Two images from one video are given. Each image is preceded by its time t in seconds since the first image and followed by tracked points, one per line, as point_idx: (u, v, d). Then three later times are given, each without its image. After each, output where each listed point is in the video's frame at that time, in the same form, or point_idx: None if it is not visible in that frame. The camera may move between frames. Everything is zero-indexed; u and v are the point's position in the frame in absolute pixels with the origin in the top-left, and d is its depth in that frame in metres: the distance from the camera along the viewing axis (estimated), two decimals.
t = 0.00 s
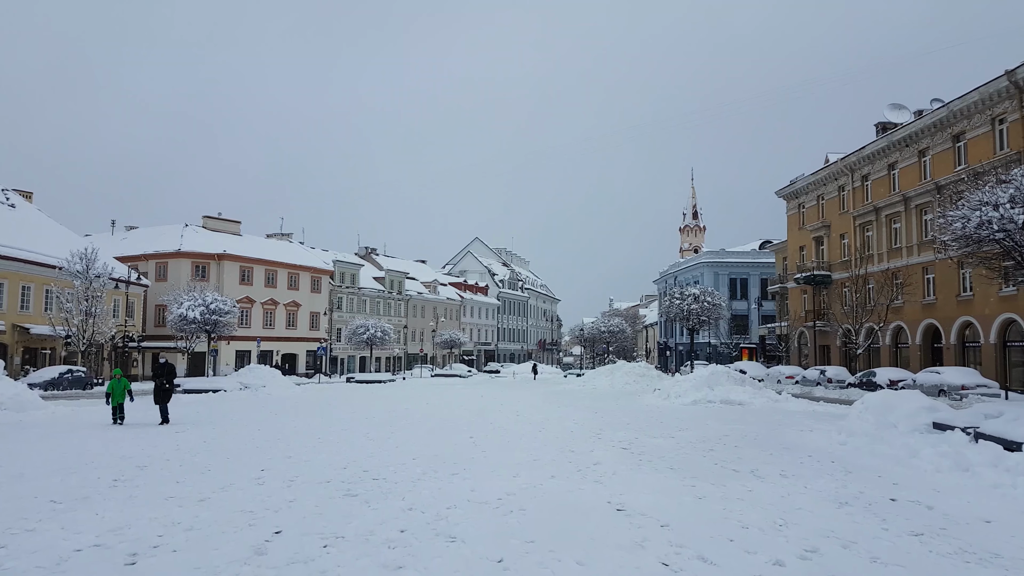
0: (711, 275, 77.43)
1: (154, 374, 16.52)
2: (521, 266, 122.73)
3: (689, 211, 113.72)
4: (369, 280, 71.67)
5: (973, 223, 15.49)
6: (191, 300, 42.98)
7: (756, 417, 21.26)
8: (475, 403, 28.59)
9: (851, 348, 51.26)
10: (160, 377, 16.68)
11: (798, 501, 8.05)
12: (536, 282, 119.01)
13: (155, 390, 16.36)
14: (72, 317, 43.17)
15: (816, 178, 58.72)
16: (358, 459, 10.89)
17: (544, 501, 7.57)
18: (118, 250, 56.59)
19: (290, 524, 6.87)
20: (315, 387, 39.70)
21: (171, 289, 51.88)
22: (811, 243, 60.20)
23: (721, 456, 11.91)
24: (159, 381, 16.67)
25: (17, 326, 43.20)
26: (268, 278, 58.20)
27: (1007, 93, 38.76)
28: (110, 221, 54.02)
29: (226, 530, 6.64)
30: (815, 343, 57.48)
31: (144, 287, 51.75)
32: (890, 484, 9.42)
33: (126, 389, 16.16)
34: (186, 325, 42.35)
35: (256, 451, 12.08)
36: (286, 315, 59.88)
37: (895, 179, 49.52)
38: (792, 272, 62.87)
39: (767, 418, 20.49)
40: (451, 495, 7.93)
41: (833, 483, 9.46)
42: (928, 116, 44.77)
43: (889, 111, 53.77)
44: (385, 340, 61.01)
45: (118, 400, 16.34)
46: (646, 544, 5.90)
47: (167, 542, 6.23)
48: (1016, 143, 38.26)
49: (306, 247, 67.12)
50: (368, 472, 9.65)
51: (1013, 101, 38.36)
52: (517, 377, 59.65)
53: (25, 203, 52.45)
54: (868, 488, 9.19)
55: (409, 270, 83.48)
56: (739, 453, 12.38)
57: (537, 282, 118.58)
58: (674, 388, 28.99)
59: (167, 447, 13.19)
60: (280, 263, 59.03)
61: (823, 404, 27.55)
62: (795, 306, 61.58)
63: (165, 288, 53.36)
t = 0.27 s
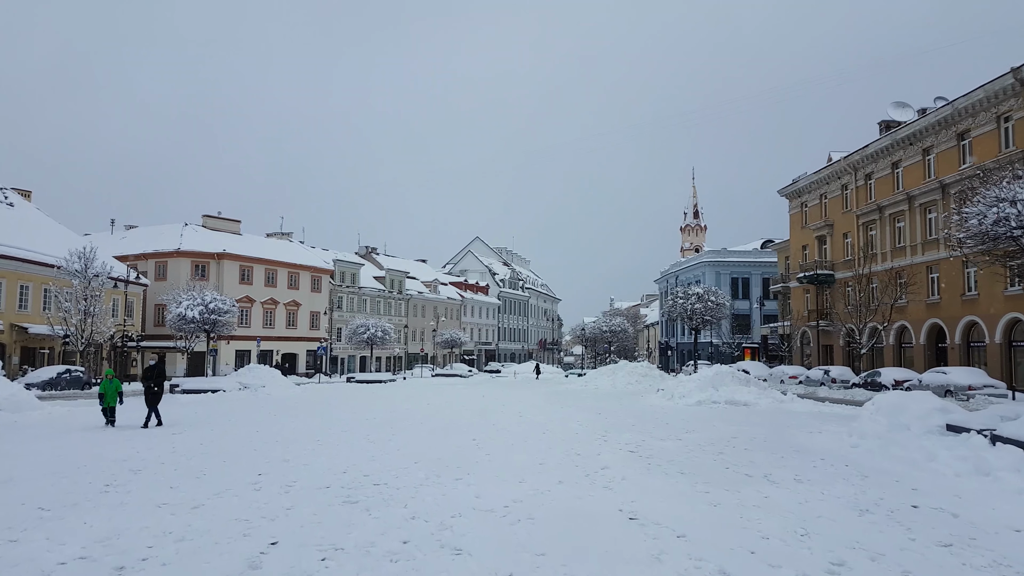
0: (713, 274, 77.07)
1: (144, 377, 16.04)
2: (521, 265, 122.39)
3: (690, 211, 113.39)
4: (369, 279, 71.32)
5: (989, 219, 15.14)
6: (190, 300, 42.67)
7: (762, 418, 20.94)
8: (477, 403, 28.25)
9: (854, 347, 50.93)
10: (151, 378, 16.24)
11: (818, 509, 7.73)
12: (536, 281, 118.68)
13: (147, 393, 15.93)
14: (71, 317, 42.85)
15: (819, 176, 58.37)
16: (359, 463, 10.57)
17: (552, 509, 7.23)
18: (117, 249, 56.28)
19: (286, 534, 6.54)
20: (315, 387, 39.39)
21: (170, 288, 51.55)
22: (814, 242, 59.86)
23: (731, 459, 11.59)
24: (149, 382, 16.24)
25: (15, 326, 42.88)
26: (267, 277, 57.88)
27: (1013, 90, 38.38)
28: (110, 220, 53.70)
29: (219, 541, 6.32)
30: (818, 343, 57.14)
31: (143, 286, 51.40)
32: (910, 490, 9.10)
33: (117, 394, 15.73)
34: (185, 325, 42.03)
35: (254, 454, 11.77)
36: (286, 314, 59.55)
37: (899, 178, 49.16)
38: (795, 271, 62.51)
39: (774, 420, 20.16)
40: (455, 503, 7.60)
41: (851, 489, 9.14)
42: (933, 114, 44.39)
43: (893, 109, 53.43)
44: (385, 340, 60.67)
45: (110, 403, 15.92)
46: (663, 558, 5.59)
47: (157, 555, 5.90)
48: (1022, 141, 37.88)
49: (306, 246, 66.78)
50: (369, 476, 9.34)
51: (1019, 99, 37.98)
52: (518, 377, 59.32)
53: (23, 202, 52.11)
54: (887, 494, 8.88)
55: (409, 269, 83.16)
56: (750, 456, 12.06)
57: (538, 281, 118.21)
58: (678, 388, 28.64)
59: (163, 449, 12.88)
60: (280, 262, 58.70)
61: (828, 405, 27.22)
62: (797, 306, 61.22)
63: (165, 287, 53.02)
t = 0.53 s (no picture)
0: (715, 274, 76.74)
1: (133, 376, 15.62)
2: (522, 265, 122.08)
3: (691, 210, 113.06)
4: (370, 279, 70.99)
5: (1008, 215, 14.83)
6: (189, 299, 42.36)
7: (769, 418, 20.63)
8: (478, 403, 27.90)
9: (858, 347, 50.58)
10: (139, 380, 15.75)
11: (841, 515, 7.40)
12: (537, 281, 118.35)
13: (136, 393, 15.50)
14: (69, 315, 42.53)
15: (822, 175, 58.05)
16: (361, 465, 10.25)
17: (566, 516, 6.89)
18: (117, 248, 55.96)
19: (286, 542, 6.22)
20: (316, 386, 39.10)
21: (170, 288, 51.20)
22: (817, 241, 59.55)
23: (744, 462, 11.27)
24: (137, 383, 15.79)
25: (13, 325, 42.57)
26: (267, 277, 57.58)
27: (1020, 88, 38.01)
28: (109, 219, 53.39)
29: (215, 549, 5.99)
30: (821, 343, 56.84)
31: (143, 285, 51.08)
32: (931, 493, 8.81)
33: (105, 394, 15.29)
34: (184, 324, 41.71)
35: (254, 456, 11.45)
36: (286, 314, 59.22)
37: (903, 176, 48.83)
38: (798, 271, 62.21)
39: (781, 421, 19.86)
40: (463, 508, 7.28)
41: (873, 493, 8.82)
42: (938, 112, 44.04)
43: (897, 108, 53.12)
44: (386, 339, 60.38)
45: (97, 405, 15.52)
46: (686, 569, 5.29)
47: (150, 565, 5.58)
48: None
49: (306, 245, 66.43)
50: (372, 480, 9.03)
51: None
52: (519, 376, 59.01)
53: (22, 200, 51.78)
54: (911, 498, 8.54)
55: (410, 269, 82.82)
56: (764, 458, 11.73)
57: (538, 281, 117.90)
58: (682, 388, 28.31)
59: (159, 451, 12.57)
60: (280, 261, 58.37)
61: (835, 405, 26.88)
62: (800, 305, 60.90)
63: (164, 286, 52.71)
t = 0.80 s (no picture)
0: (717, 274, 76.44)
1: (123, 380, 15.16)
2: (523, 265, 121.80)
3: (692, 210, 112.75)
4: (371, 279, 70.69)
5: None
6: (189, 299, 42.08)
7: (777, 420, 20.33)
8: (480, 404, 27.58)
9: (862, 347, 50.29)
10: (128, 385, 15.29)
11: (866, 524, 7.10)
12: (538, 281, 118.05)
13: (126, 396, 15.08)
14: (68, 316, 42.27)
15: (826, 174, 57.75)
16: (364, 470, 9.95)
17: (581, 525, 6.61)
18: (116, 248, 55.68)
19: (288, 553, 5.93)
20: (316, 387, 38.78)
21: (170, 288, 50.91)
22: (820, 241, 59.26)
23: (758, 466, 10.98)
24: (126, 388, 15.33)
25: (13, 325, 42.30)
26: (268, 277, 57.30)
27: None
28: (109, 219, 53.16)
29: (213, 561, 5.70)
30: (824, 343, 56.56)
31: (143, 285, 50.81)
32: (955, 499, 8.52)
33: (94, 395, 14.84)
34: (184, 324, 41.43)
35: (253, 460, 11.15)
36: (286, 314, 58.94)
37: (907, 175, 48.53)
38: (800, 270, 61.92)
39: (790, 422, 19.55)
40: (472, 517, 6.98)
41: (896, 499, 8.52)
42: (942, 111, 43.72)
43: (901, 107, 52.83)
44: (387, 340, 60.09)
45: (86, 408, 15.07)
46: None
47: None
48: None
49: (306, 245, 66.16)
50: (377, 486, 8.74)
51: None
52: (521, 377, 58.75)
53: (22, 200, 51.51)
54: (934, 504, 8.24)
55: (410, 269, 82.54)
56: (777, 462, 11.44)
57: (539, 281, 117.62)
58: (687, 388, 28.00)
59: (157, 454, 12.27)
60: (280, 261, 58.08)
61: (842, 406, 26.57)
62: (803, 305, 60.61)
63: (164, 287, 52.43)
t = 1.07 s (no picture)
0: (718, 272, 76.13)
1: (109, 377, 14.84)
2: (523, 264, 121.48)
3: (693, 209, 112.41)
4: (371, 278, 70.37)
5: None
6: (188, 297, 41.78)
7: (784, 419, 20.01)
8: (482, 403, 27.25)
9: (866, 346, 49.97)
10: (114, 383, 14.83)
11: (889, 527, 6.80)
12: (538, 280, 117.74)
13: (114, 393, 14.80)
14: (67, 315, 41.94)
15: (828, 172, 57.41)
16: (365, 471, 9.64)
17: (593, 528, 6.31)
18: (116, 247, 55.36)
19: (286, 558, 5.63)
20: (316, 386, 38.47)
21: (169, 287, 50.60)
22: (822, 239, 58.92)
23: (770, 466, 10.67)
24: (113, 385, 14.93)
25: (11, 324, 41.97)
26: (268, 275, 56.98)
27: None
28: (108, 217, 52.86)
29: (206, 568, 5.39)
30: (827, 342, 56.23)
31: (142, 284, 50.50)
32: (978, 500, 8.21)
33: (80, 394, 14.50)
34: (183, 323, 41.12)
35: (251, 460, 10.82)
36: (286, 313, 58.63)
37: (911, 173, 48.18)
38: (803, 269, 61.60)
39: (797, 421, 19.23)
40: (478, 520, 6.66)
41: (918, 500, 8.21)
42: (947, 107, 43.36)
43: (904, 104, 52.52)
44: (387, 338, 59.77)
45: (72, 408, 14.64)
46: None
47: None
48: None
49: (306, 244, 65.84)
50: (378, 487, 8.46)
51: None
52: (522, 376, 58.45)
53: (20, 199, 51.19)
54: (958, 505, 7.94)
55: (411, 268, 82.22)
56: (790, 462, 11.13)
57: (539, 280, 117.32)
58: (691, 387, 27.68)
59: (152, 455, 11.93)
60: (280, 260, 57.77)
61: (848, 405, 26.25)
62: (806, 304, 60.29)
63: (164, 286, 52.12)
